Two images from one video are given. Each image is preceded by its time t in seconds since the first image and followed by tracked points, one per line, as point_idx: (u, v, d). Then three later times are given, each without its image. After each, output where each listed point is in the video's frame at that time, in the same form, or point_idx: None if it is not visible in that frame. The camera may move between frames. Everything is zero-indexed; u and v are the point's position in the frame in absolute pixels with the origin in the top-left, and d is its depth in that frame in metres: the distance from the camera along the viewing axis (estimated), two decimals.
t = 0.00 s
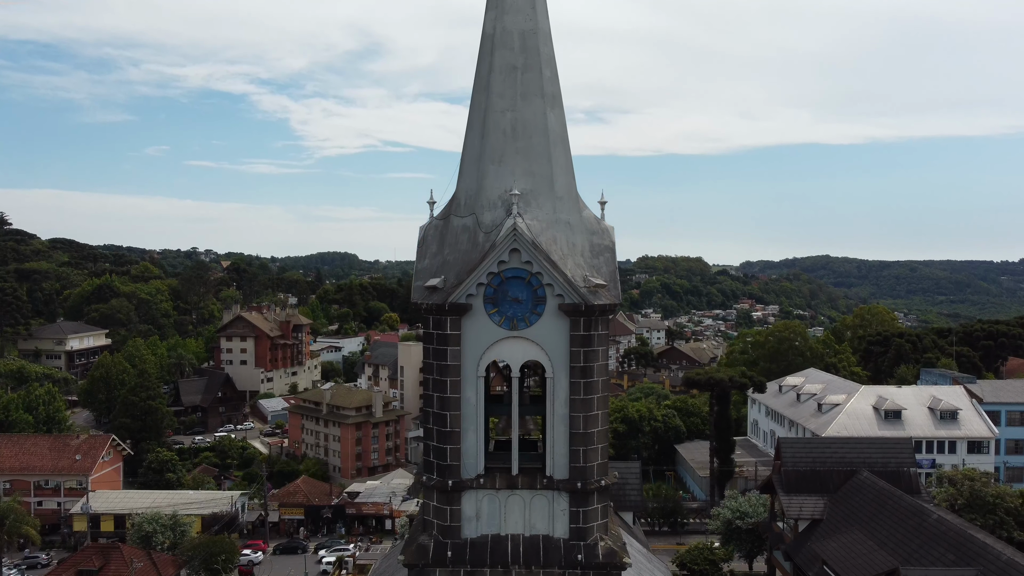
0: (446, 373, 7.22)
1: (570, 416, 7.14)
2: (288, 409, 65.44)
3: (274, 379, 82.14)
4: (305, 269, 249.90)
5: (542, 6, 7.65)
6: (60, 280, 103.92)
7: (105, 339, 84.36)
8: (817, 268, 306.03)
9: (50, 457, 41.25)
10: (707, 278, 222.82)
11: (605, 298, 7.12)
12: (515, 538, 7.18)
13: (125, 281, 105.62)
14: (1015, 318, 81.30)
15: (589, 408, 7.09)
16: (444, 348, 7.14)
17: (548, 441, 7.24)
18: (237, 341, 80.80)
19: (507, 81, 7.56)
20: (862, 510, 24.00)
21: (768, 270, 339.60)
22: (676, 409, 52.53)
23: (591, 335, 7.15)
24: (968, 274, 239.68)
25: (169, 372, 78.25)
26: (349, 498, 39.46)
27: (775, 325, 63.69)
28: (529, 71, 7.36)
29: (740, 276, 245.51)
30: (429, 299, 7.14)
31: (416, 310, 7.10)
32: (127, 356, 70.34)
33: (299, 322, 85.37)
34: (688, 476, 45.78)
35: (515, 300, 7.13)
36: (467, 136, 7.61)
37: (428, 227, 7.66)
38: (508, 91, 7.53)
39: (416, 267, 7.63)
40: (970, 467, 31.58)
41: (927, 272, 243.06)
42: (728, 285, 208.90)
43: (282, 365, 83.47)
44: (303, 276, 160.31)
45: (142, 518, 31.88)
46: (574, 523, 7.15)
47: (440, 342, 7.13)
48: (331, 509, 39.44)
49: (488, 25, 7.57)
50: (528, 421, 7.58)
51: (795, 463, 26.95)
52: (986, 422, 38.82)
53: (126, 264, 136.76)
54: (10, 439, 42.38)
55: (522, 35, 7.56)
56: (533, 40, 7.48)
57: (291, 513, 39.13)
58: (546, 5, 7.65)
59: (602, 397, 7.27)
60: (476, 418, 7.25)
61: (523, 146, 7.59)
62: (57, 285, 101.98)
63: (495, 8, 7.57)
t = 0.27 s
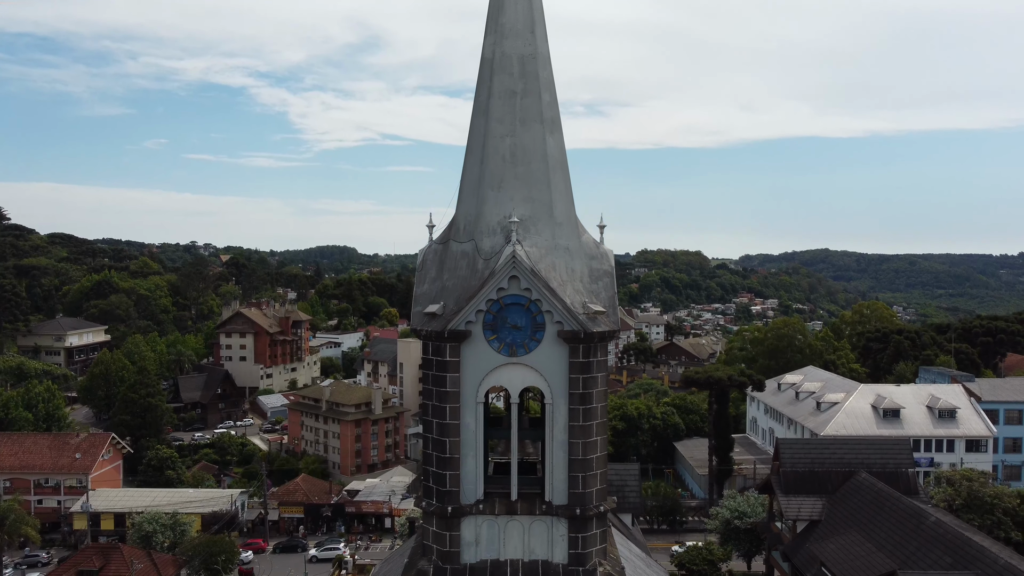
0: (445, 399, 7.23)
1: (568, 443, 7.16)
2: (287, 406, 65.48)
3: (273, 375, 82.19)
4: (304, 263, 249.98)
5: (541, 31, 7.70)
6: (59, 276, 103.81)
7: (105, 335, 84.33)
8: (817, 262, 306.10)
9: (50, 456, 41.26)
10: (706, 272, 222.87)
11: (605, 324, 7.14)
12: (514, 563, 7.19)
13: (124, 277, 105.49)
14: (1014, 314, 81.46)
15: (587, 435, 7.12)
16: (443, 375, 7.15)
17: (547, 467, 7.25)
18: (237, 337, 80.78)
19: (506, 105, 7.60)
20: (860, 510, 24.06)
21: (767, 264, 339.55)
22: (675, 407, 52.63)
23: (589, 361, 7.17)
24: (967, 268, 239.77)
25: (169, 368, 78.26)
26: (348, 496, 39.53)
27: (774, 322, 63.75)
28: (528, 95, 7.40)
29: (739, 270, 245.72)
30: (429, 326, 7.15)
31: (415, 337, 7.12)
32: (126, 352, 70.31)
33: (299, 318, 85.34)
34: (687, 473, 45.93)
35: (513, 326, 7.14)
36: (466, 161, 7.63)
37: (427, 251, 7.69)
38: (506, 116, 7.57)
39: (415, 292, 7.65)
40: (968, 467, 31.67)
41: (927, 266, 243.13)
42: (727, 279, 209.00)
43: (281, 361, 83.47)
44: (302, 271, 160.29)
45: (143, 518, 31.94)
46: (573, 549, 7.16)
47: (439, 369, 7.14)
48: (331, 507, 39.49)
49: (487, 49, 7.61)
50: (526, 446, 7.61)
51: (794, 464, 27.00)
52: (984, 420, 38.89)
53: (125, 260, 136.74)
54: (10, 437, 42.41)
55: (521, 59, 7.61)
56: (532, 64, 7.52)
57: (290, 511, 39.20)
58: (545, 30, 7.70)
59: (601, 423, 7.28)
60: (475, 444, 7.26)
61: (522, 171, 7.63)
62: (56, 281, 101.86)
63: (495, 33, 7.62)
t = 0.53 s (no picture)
0: (445, 421, 7.36)
1: (566, 464, 7.28)
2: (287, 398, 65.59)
3: (273, 368, 82.29)
4: (303, 253, 249.52)
5: (539, 52, 7.80)
6: (58, 268, 103.63)
7: (104, 327, 84.29)
8: (816, 252, 305.97)
9: (50, 450, 41.38)
10: (706, 262, 222.77)
11: (602, 347, 7.25)
12: None
13: (123, 269, 105.32)
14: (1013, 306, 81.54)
15: (584, 456, 7.23)
16: (443, 397, 7.27)
17: (545, 487, 7.36)
18: (236, 330, 80.76)
19: (506, 127, 7.71)
20: (858, 507, 24.22)
21: (767, 254, 339.38)
22: (673, 400, 52.77)
23: (587, 384, 7.28)
24: (967, 257, 239.71)
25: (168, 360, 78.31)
26: (347, 490, 39.67)
27: (773, 315, 63.79)
28: (527, 118, 7.52)
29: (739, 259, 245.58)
30: (428, 348, 7.29)
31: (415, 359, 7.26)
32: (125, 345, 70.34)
33: (298, 311, 85.32)
34: (685, 467, 46.08)
35: (512, 349, 7.25)
36: (465, 183, 7.75)
37: (427, 272, 7.84)
38: (505, 137, 7.69)
39: (414, 312, 7.79)
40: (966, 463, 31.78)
41: (926, 255, 243.03)
42: (727, 269, 208.93)
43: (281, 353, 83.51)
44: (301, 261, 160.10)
45: (144, 513, 32.08)
46: (571, 568, 7.26)
47: (439, 391, 7.27)
48: (331, 501, 39.61)
49: (485, 71, 7.73)
50: (525, 464, 7.70)
51: (792, 461, 27.13)
52: (982, 415, 39.01)
53: (123, 250, 136.46)
54: (10, 431, 42.50)
55: (519, 80, 7.72)
56: (531, 86, 7.63)
57: (290, 505, 39.33)
58: (543, 52, 7.81)
59: (599, 444, 7.39)
60: (474, 465, 7.38)
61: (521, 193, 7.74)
62: (55, 273, 101.69)
63: (493, 54, 7.70)
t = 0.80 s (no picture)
0: (443, 440, 7.41)
1: (564, 483, 7.35)
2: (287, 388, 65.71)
3: (273, 357, 82.37)
4: (303, 240, 249.28)
5: (538, 71, 7.80)
6: (56, 257, 103.43)
7: (103, 317, 84.25)
8: (815, 239, 305.68)
9: (51, 442, 41.53)
10: (706, 249, 222.57)
11: (599, 368, 7.29)
12: None
13: (122, 258, 105.13)
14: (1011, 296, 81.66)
15: (582, 475, 7.30)
16: (442, 418, 7.33)
17: (543, 506, 7.43)
18: (235, 319, 80.73)
19: (504, 147, 7.73)
20: (855, 502, 24.34)
21: (767, 241, 339.06)
22: (672, 391, 52.93)
23: (585, 404, 7.34)
24: (966, 245, 239.56)
25: (168, 350, 78.34)
26: (347, 482, 39.82)
27: (772, 306, 63.83)
28: (525, 138, 7.54)
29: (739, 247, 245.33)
30: (427, 369, 7.32)
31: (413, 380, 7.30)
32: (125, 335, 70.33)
33: (297, 300, 85.29)
34: (684, 458, 46.26)
35: (510, 369, 7.28)
36: (464, 202, 7.78)
37: (426, 290, 7.88)
38: (503, 157, 7.71)
39: (412, 331, 7.83)
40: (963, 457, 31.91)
41: (926, 243, 242.79)
42: (726, 256, 208.77)
43: (280, 342, 83.54)
44: (301, 249, 159.81)
45: (145, 505, 32.24)
46: None
47: (437, 412, 7.32)
48: (331, 493, 39.77)
49: (483, 91, 7.74)
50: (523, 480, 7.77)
51: (789, 455, 27.24)
52: (979, 407, 39.15)
53: (122, 239, 136.28)
54: (11, 423, 42.60)
55: (518, 100, 7.72)
56: (528, 105, 7.65)
57: (290, 497, 39.48)
58: (541, 70, 7.81)
59: (596, 463, 7.45)
60: (473, 484, 7.43)
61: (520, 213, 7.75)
62: (54, 262, 101.53)
63: (492, 73, 7.70)
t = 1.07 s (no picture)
0: (442, 460, 7.43)
1: (563, 501, 7.37)
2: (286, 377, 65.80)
3: (272, 346, 82.45)
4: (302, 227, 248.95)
5: (537, 88, 7.78)
6: (55, 245, 103.23)
7: (103, 306, 84.18)
8: (815, 225, 305.38)
9: (52, 432, 41.66)
10: (705, 235, 222.29)
11: (596, 387, 7.30)
12: None
13: (121, 246, 104.82)
14: (1010, 284, 81.72)
15: (579, 493, 7.34)
16: (440, 437, 7.36)
17: (542, 524, 7.46)
18: (235, 308, 80.68)
19: (502, 165, 7.72)
20: (852, 495, 24.47)
21: (766, 227, 338.64)
22: (671, 380, 53.07)
23: (583, 423, 7.34)
24: (966, 231, 239.45)
25: (167, 339, 78.33)
26: (347, 473, 39.96)
27: (771, 295, 63.82)
28: (524, 157, 7.52)
29: (738, 233, 245.02)
30: (426, 389, 7.34)
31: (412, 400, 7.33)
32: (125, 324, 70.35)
33: (297, 289, 85.24)
34: (682, 448, 46.52)
35: (509, 390, 7.29)
36: (463, 220, 7.78)
37: (425, 308, 7.91)
38: (502, 175, 7.70)
39: (412, 348, 7.83)
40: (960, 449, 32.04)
41: (925, 228, 242.63)
42: (726, 242, 208.50)
43: (280, 331, 83.52)
44: (300, 236, 159.50)
45: (146, 497, 32.37)
46: None
47: (436, 431, 7.34)
48: (331, 483, 39.90)
49: (482, 108, 7.72)
50: (522, 496, 7.79)
51: (788, 448, 27.30)
52: (977, 397, 39.31)
53: (121, 227, 136.04)
54: (11, 414, 42.70)
55: (516, 117, 7.69)
56: (527, 124, 7.64)
57: (291, 487, 39.64)
58: (539, 88, 7.78)
59: (594, 481, 7.47)
60: (470, 503, 7.46)
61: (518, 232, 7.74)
62: (52, 251, 101.28)
63: (490, 91, 7.67)
